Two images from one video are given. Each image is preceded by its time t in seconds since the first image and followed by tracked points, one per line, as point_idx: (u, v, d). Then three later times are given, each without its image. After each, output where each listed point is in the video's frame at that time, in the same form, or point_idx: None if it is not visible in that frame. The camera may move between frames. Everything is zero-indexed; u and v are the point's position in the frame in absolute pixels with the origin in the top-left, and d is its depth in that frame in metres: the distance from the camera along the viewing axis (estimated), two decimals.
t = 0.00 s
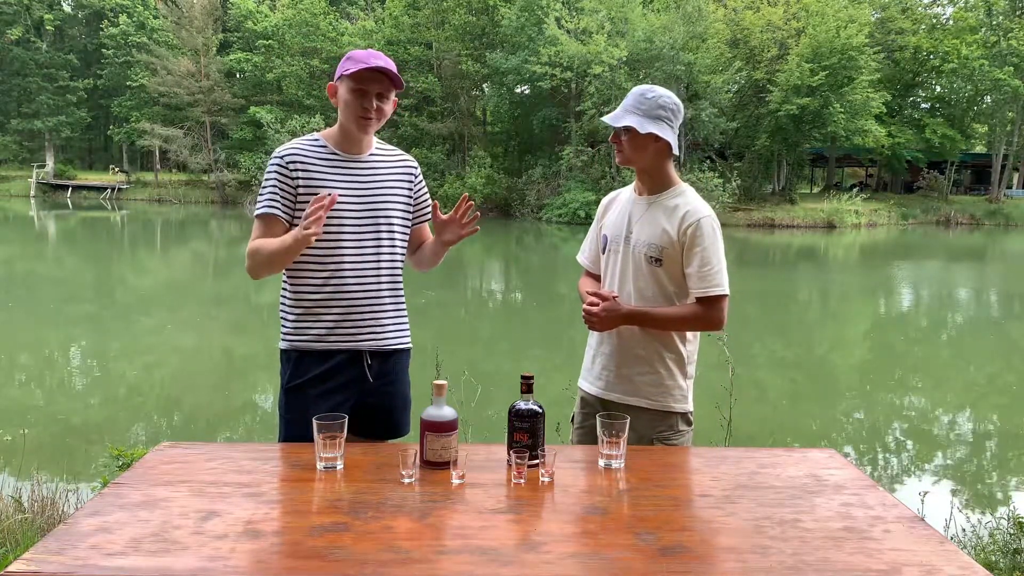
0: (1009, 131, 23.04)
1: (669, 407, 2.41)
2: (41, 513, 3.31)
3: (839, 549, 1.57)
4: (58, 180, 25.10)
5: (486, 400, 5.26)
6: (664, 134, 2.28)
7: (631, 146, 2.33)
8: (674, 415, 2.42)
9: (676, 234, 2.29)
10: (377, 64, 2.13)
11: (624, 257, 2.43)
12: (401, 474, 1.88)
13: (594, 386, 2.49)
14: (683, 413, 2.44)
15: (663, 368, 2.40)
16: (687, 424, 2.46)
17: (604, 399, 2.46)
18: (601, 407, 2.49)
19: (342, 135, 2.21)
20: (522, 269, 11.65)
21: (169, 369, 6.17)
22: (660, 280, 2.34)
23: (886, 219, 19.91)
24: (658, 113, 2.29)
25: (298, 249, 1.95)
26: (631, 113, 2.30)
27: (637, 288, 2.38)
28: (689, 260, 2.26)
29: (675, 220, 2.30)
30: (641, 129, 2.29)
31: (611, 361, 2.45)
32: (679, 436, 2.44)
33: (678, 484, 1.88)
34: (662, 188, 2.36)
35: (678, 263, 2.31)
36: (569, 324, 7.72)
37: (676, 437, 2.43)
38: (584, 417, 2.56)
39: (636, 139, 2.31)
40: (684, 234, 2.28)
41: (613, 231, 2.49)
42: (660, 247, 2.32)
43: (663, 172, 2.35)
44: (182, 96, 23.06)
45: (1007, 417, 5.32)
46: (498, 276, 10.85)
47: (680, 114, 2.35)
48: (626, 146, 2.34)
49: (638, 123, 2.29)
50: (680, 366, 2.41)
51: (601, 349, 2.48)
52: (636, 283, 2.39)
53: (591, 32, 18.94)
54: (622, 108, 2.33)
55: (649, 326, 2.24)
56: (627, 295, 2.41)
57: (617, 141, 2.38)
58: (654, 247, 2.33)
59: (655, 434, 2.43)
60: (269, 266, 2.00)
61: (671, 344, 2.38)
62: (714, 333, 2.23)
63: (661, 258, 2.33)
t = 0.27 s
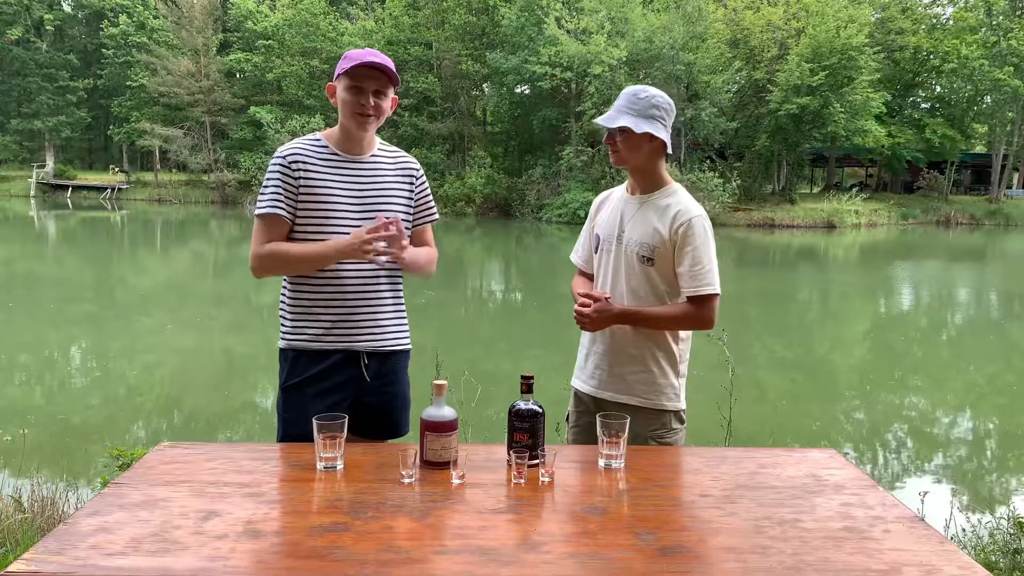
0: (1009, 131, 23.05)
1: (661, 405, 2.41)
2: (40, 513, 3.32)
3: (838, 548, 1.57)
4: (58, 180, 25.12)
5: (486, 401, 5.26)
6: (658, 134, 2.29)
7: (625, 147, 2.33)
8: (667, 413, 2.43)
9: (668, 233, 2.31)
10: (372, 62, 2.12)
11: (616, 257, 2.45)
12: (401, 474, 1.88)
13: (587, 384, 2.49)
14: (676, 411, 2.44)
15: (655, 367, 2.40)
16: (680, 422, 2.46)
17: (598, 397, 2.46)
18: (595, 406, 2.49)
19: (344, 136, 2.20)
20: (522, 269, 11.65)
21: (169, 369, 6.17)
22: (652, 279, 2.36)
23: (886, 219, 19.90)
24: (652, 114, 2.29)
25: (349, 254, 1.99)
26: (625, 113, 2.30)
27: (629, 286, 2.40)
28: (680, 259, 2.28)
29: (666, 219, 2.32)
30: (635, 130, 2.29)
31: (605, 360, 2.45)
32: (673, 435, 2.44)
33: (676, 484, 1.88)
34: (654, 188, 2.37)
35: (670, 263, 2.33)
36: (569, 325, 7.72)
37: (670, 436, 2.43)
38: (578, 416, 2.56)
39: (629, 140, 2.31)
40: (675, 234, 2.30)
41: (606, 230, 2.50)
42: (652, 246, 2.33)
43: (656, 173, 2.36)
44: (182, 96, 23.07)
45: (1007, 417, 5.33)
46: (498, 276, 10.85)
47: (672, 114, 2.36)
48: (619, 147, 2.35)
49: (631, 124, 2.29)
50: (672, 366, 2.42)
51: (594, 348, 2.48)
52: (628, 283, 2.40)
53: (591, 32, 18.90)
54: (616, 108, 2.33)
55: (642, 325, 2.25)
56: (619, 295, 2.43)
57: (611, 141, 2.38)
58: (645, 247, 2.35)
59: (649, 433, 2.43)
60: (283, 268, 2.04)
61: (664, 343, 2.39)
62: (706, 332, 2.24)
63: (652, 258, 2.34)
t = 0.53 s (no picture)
0: None
1: (665, 405, 2.23)
2: (24, 521, 3.10)
3: (850, 557, 1.39)
4: (42, 176, 24.89)
5: (484, 404, 5.06)
6: (644, 130, 2.12)
7: (609, 146, 2.16)
8: (671, 415, 2.24)
9: (663, 228, 2.14)
10: (323, 40, 2.01)
11: (609, 258, 2.26)
12: (398, 481, 1.67)
13: (585, 389, 2.28)
14: (680, 412, 2.26)
15: (655, 365, 2.22)
16: (684, 424, 2.28)
17: (598, 402, 2.26)
18: (597, 412, 2.28)
19: (295, 119, 2.09)
20: (522, 268, 11.45)
21: (158, 371, 5.99)
22: (649, 277, 2.19)
23: (901, 217, 19.63)
24: (637, 110, 2.12)
25: (305, 247, 1.94)
26: (609, 112, 2.12)
27: (626, 288, 2.21)
28: (674, 253, 2.13)
29: (662, 215, 2.15)
30: (621, 129, 2.11)
31: (604, 361, 2.25)
32: (678, 438, 2.26)
33: (679, 491, 1.69)
34: (645, 184, 2.21)
35: (666, 259, 2.16)
36: (569, 325, 7.54)
37: (675, 441, 2.24)
38: (576, 423, 2.35)
39: (615, 138, 2.14)
40: (670, 229, 2.14)
41: (595, 229, 2.32)
42: (647, 243, 2.16)
43: (645, 169, 2.19)
44: (169, 90, 22.71)
45: None
46: (496, 276, 10.66)
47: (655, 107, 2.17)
48: (603, 144, 2.17)
49: (619, 121, 2.11)
50: (671, 362, 2.25)
51: (592, 349, 2.28)
52: (623, 285, 2.22)
53: (594, 22, 18.74)
54: (598, 106, 2.14)
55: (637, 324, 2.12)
56: (613, 297, 2.25)
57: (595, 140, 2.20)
58: (640, 244, 2.18)
59: (656, 437, 2.24)
60: (231, 261, 1.98)
61: (664, 339, 2.22)
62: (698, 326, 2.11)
63: (649, 255, 2.17)
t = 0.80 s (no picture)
0: None
1: (671, 411, 2.23)
2: (23, 521, 3.10)
3: (851, 558, 1.39)
4: (42, 176, 24.85)
5: (484, 404, 5.07)
6: (659, 132, 2.12)
7: (623, 141, 2.17)
8: (679, 420, 2.24)
9: (675, 231, 2.14)
10: (300, 35, 2.06)
11: (621, 259, 2.27)
12: (397, 481, 1.67)
13: (591, 392, 2.30)
14: (688, 418, 2.26)
15: (662, 370, 2.22)
16: (692, 429, 2.28)
17: (603, 405, 2.27)
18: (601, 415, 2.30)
19: (277, 117, 2.12)
20: (523, 268, 11.45)
21: (158, 371, 5.99)
22: (659, 279, 2.19)
23: (900, 217, 19.60)
24: (651, 109, 2.13)
25: (285, 247, 1.97)
26: (623, 110, 2.13)
27: (637, 290, 2.22)
28: (686, 257, 2.12)
29: (673, 217, 2.15)
30: (634, 128, 2.12)
31: (610, 366, 2.26)
32: (685, 443, 2.25)
33: (684, 491, 1.68)
34: (659, 185, 2.21)
35: (677, 262, 2.16)
36: (569, 325, 7.54)
37: (682, 445, 2.24)
38: (583, 425, 2.37)
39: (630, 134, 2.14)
40: (682, 232, 2.14)
41: (609, 229, 2.33)
42: (658, 246, 2.17)
43: (659, 169, 2.19)
44: (169, 89, 22.68)
45: None
46: (497, 276, 10.66)
47: (673, 108, 2.19)
48: (617, 139, 2.18)
49: (634, 119, 2.12)
50: (681, 368, 2.24)
51: (599, 352, 2.29)
52: (634, 286, 2.23)
53: (594, 22, 18.74)
54: (614, 105, 2.16)
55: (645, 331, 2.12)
56: (624, 299, 2.26)
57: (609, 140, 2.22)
58: (651, 246, 2.18)
59: (661, 443, 2.24)
60: (218, 262, 2.02)
61: (673, 347, 2.21)
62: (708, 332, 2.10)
63: (660, 257, 2.17)
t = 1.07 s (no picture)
0: None
1: (679, 414, 2.23)
2: (23, 522, 3.10)
3: (851, 558, 1.39)
4: (42, 176, 24.84)
5: (484, 404, 5.07)
6: (668, 129, 2.14)
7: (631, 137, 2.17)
8: (686, 423, 2.24)
9: (682, 231, 2.14)
10: (284, 35, 2.07)
11: (627, 260, 2.27)
12: (398, 481, 1.67)
13: (597, 394, 2.30)
14: (695, 420, 2.26)
15: (670, 373, 2.22)
16: (699, 432, 2.28)
17: (608, 407, 2.27)
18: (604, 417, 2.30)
19: (266, 117, 2.12)
20: (523, 268, 11.45)
21: (158, 372, 5.99)
22: (666, 279, 2.19)
23: (900, 217, 19.59)
24: (662, 105, 2.15)
25: (274, 248, 1.96)
26: (633, 107, 2.15)
27: (644, 291, 2.22)
28: (692, 258, 2.12)
29: (680, 217, 2.15)
30: (643, 125, 2.14)
31: (616, 369, 2.26)
32: (692, 446, 2.26)
33: (686, 492, 1.68)
34: (665, 185, 2.21)
35: (684, 262, 2.16)
36: (569, 325, 7.54)
37: (689, 448, 2.25)
38: (587, 428, 2.37)
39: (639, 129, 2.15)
40: (689, 232, 2.14)
41: (614, 231, 2.33)
42: (666, 246, 2.17)
43: (665, 167, 2.20)
44: (169, 89, 22.68)
45: None
46: (497, 276, 10.66)
47: (682, 107, 2.22)
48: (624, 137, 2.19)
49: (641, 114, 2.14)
50: (689, 371, 2.24)
51: (604, 354, 2.29)
52: (640, 287, 2.23)
53: (594, 22, 18.72)
54: (623, 102, 2.17)
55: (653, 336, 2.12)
56: (630, 300, 2.25)
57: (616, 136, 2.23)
58: (658, 247, 2.18)
59: (667, 445, 2.24)
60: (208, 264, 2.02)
61: (681, 353, 2.21)
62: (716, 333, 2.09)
63: (667, 258, 2.17)
